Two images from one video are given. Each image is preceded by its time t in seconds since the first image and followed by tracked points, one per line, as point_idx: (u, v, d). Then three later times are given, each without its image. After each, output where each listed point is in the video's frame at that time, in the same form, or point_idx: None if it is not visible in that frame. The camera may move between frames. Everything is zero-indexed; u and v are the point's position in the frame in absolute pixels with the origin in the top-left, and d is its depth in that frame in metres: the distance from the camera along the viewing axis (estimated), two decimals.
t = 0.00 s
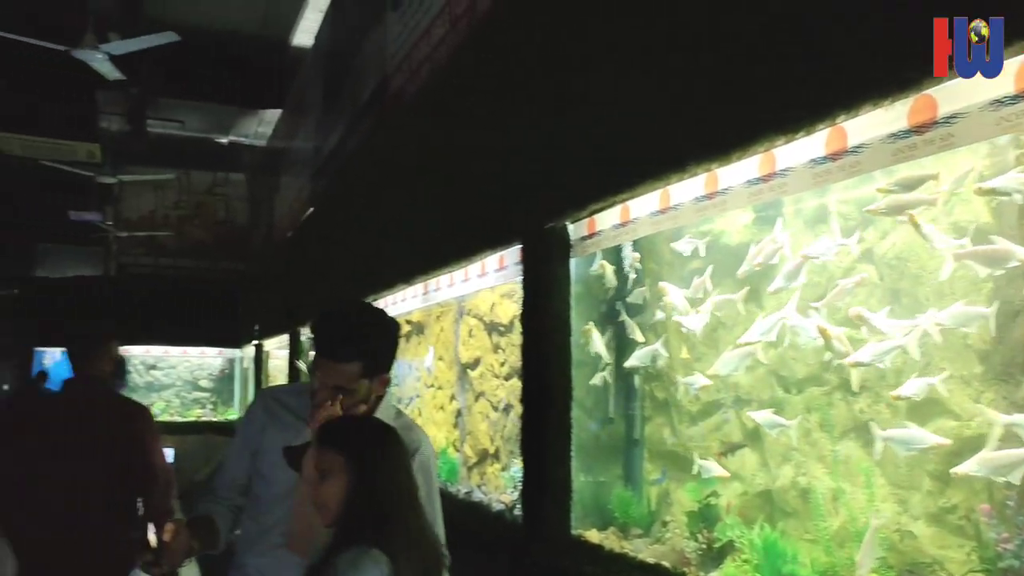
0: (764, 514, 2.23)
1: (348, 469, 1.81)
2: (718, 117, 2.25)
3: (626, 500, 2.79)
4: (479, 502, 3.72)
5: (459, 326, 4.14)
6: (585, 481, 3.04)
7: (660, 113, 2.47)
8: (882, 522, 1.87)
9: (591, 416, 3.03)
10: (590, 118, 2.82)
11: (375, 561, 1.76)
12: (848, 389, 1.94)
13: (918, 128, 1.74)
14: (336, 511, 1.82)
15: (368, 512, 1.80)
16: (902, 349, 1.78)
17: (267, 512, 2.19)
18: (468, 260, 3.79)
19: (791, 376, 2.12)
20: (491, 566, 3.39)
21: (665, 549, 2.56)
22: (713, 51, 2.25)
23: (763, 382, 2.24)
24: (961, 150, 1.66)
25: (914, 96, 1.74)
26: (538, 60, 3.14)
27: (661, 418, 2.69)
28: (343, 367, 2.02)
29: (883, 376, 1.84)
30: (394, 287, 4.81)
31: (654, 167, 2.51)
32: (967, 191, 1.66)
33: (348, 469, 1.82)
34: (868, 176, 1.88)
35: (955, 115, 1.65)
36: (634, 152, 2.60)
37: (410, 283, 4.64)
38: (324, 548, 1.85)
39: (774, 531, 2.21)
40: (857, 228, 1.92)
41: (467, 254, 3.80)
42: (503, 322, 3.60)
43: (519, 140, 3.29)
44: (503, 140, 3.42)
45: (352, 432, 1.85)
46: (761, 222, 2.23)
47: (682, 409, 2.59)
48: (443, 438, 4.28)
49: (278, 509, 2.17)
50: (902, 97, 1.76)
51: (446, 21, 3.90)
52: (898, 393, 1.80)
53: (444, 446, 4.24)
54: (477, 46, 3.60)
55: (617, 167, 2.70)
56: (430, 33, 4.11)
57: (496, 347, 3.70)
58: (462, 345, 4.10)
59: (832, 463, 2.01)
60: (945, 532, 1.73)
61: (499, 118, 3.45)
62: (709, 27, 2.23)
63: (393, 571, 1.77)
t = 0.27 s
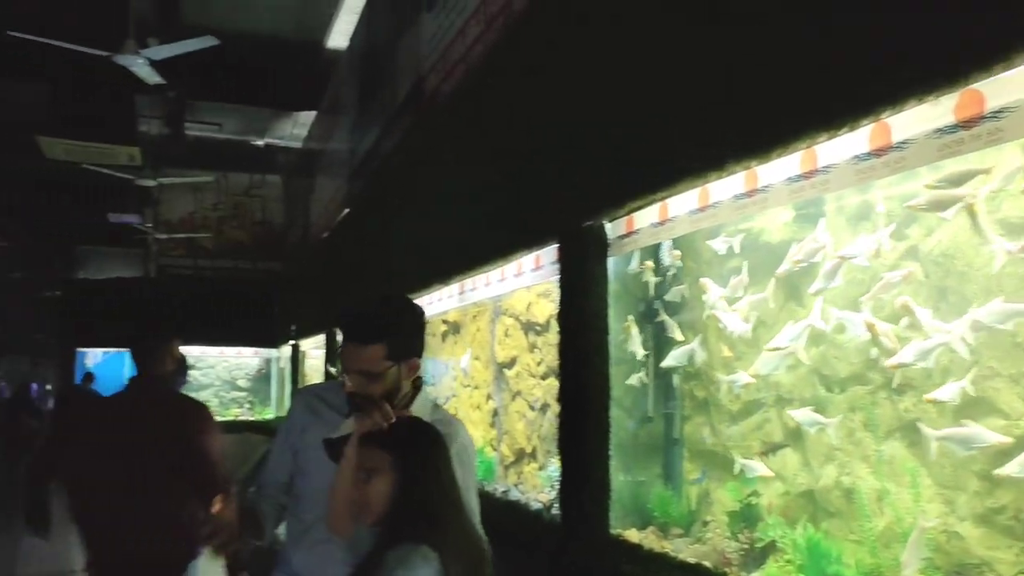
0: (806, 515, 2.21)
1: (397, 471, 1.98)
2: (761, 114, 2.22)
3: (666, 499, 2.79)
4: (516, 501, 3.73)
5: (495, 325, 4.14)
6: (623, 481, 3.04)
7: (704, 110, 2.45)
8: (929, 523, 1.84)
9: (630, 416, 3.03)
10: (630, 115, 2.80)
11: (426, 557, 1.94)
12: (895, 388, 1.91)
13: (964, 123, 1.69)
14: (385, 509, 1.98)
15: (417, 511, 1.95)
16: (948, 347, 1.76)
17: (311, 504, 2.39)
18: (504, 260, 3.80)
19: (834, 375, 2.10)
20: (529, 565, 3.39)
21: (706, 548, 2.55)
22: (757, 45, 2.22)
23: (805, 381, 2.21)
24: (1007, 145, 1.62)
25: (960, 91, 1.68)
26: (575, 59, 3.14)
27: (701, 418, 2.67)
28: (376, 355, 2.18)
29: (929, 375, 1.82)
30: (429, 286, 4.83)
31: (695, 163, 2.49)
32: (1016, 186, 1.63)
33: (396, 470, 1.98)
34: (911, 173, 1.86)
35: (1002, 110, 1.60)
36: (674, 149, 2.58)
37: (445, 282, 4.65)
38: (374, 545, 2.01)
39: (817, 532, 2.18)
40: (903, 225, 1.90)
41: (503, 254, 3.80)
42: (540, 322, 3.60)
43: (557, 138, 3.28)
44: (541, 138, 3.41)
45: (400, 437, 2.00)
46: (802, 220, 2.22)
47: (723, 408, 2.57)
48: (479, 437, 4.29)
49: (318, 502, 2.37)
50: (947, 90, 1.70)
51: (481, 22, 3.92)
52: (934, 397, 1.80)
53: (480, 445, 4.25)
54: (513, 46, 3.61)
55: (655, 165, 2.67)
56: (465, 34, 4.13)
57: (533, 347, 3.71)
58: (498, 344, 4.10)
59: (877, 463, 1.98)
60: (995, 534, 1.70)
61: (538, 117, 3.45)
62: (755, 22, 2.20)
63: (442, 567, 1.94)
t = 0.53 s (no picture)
0: (857, 516, 2.17)
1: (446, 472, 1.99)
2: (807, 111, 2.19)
3: (712, 500, 2.76)
4: (559, 501, 3.72)
5: (537, 325, 4.14)
6: (669, 481, 3.02)
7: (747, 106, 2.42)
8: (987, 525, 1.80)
9: (675, 416, 3.00)
10: (671, 114, 2.78)
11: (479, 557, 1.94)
12: (949, 388, 1.87)
13: (1021, 116, 1.65)
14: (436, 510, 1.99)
15: (466, 514, 1.96)
16: (1001, 348, 1.73)
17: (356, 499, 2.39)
18: (545, 260, 3.80)
19: (885, 375, 2.06)
20: (574, 565, 3.39)
21: (753, 550, 2.51)
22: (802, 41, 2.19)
23: (854, 381, 2.17)
24: None
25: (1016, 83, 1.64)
26: (612, 57, 3.13)
27: (747, 418, 2.64)
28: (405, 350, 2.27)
29: (985, 375, 1.77)
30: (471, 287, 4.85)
31: (738, 162, 2.47)
32: None
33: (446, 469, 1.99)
34: (964, 169, 1.81)
35: None
36: (717, 148, 2.55)
37: (487, 283, 4.65)
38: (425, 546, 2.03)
39: (868, 534, 2.14)
40: (956, 221, 1.85)
41: (544, 254, 3.80)
42: (582, 322, 3.59)
43: (598, 138, 3.26)
44: (581, 138, 3.40)
45: (445, 436, 2.02)
46: (851, 217, 2.18)
47: (769, 408, 2.53)
48: (521, 437, 4.29)
49: (360, 501, 2.38)
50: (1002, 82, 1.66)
51: (519, 23, 3.93)
52: (977, 402, 1.79)
53: (523, 445, 4.25)
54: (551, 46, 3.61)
55: (698, 164, 2.65)
56: (503, 35, 4.14)
57: (575, 347, 3.70)
58: (540, 344, 4.10)
59: (930, 463, 1.94)
60: None
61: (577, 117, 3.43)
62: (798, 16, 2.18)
63: (496, 567, 1.95)
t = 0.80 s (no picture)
0: (904, 516, 2.14)
1: (488, 471, 1.99)
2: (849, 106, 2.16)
3: (755, 499, 2.74)
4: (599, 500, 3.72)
5: (575, 323, 4.15)
6: (711, 479, 3.00)
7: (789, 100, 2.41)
8: None
9: (716, 414, 2.98)
10: (711, 111, 2.76)
11: (522, 557, 1.89)
12: (1001, 385, 1.84)
13: None
14: (478, 510, 1.99)
15: (506, 514, 1.96)
16: None
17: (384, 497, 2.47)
18: (584, 258, 3.80)
19: (933, 372, 2.03)
20: (615, 564, 3.38)
21: (799, 550, 2.49)
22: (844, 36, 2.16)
23: (901, 378, 2.13)
24: None
25: None
26: (651, 55, 3.12)
27: (790, 416, 2.61)
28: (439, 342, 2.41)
29: None
30: (509, 285, 4.86)
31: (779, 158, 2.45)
32: None
33: (486, 468, 2.00)
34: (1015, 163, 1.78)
35: None
36: (758, 145, 2.53)
37: (525, 282, 4.66)
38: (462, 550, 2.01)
39: (917, 534, 2.11)
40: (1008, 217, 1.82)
41: (582, 253, 3.80)
42: (621, 320, 3.58)
43: (636, 136, 3.26)
44: (619, 135, 3.40)
45: (487, 435, 2.03)
46: (897, 213, 2.14)
47: (813, 407, 2.49)
48: (560, 436, 4.29)
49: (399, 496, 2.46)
50: None
51: (557, 22, 3.93)
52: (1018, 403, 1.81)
53: (562, 444, 4.25)
54: (589, 44, 3.61)
55: (739, 161, 2.63)
56: (541, 33, 4.14)
57: (615, 345, 3.70)
58: (579, 343, 4.11)
59: (981, 461, 1.91)
60: None
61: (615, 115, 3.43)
62: (839, 10, 2.15)
63: (540, 566, 1.91)
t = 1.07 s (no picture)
0: (946, 513, 2.10)
1: (523, 466, 1.94)
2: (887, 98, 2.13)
3: (794, 495, 2.72)
4: (634, 496, 3.71)
5: (609, 318, 4.14)
6: (748, 475, 2.98)
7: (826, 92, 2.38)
8: None
9: (753, 410, 2.96)
10: (746, 104, 2.74)
11: (557, 552, 1.79)
12: None
13: None
14: (512, 505, 1.94)
15: (539, 508, 1.90)
16: None
17: (408, 491, 2.48)
18: (617, 254, 3.79)
19: (976, 368, 2.00)
20: (648, 560, 3.37)
21: (839, 546, 2.46)
22: (882, 27, 2.14)
23: (942, 373, 2.10)
24: None
25: None
26: (685, 50, 3.11)
27: (828, 412, 2.58)
28: (477, 336, 2.38)
29: None
30: (542, 281, 4.86)
31: (816, 152, 2.42)
32: None
33: (521, 462, 1.95)
34: None
35: None
36: (793, 138, 2.51)
37: (558, 278, 4.65)
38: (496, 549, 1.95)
39: (960, 531, 2.08)
40: None
41: (616, 248, 3.79)
42: (656, 315, 3.57)
43: (669, 131, 3.24)
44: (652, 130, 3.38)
45: (519, 428, 1.97)
46: (939, 204, 2.11)
47: (852, 402, 2.46)
48: (594, 431, 4.28)
49: (420, 488, 2.47)
50: None
51: (588, 17, 3.93)
52: None
53: (596, 440, 4.25)
54: (621, 38, 3.60)
55: (774, 155, 2.61)
56: (572, 29, 4.13)
57: (649, 340, 3.68)
58: (612, 338, 4.10)
59: None
60: None
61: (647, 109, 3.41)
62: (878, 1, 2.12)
63: (575, 561, 1.81)
